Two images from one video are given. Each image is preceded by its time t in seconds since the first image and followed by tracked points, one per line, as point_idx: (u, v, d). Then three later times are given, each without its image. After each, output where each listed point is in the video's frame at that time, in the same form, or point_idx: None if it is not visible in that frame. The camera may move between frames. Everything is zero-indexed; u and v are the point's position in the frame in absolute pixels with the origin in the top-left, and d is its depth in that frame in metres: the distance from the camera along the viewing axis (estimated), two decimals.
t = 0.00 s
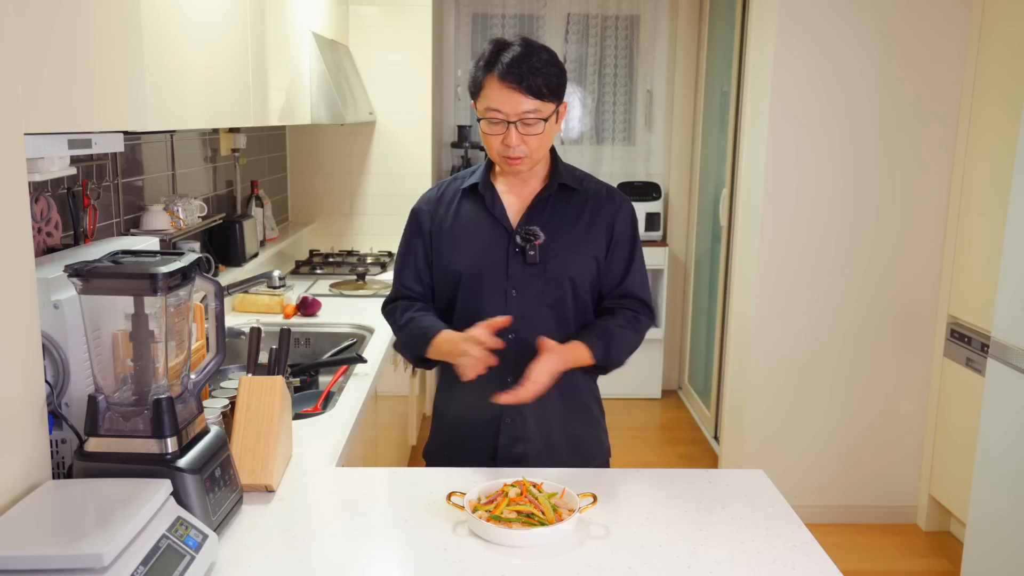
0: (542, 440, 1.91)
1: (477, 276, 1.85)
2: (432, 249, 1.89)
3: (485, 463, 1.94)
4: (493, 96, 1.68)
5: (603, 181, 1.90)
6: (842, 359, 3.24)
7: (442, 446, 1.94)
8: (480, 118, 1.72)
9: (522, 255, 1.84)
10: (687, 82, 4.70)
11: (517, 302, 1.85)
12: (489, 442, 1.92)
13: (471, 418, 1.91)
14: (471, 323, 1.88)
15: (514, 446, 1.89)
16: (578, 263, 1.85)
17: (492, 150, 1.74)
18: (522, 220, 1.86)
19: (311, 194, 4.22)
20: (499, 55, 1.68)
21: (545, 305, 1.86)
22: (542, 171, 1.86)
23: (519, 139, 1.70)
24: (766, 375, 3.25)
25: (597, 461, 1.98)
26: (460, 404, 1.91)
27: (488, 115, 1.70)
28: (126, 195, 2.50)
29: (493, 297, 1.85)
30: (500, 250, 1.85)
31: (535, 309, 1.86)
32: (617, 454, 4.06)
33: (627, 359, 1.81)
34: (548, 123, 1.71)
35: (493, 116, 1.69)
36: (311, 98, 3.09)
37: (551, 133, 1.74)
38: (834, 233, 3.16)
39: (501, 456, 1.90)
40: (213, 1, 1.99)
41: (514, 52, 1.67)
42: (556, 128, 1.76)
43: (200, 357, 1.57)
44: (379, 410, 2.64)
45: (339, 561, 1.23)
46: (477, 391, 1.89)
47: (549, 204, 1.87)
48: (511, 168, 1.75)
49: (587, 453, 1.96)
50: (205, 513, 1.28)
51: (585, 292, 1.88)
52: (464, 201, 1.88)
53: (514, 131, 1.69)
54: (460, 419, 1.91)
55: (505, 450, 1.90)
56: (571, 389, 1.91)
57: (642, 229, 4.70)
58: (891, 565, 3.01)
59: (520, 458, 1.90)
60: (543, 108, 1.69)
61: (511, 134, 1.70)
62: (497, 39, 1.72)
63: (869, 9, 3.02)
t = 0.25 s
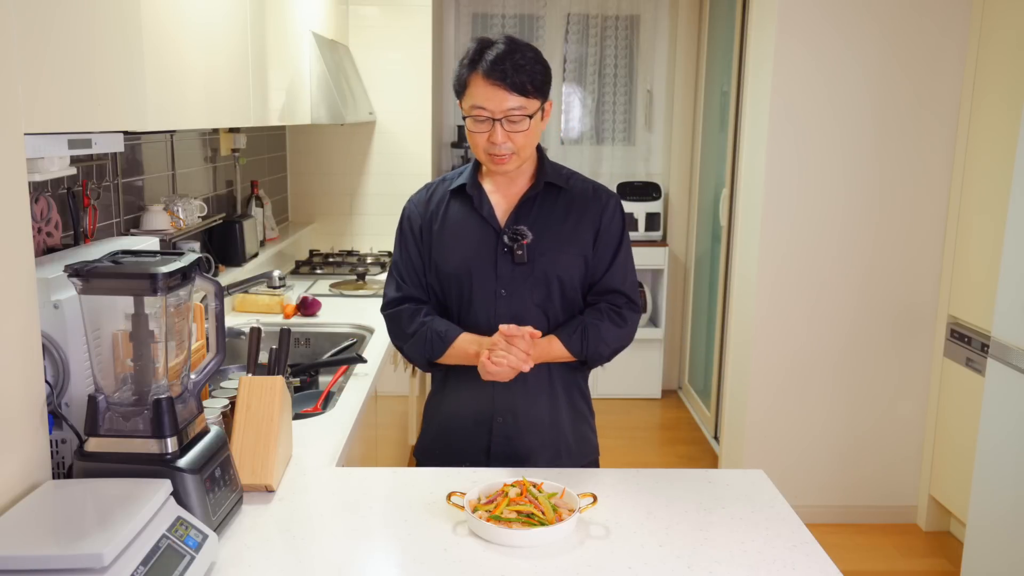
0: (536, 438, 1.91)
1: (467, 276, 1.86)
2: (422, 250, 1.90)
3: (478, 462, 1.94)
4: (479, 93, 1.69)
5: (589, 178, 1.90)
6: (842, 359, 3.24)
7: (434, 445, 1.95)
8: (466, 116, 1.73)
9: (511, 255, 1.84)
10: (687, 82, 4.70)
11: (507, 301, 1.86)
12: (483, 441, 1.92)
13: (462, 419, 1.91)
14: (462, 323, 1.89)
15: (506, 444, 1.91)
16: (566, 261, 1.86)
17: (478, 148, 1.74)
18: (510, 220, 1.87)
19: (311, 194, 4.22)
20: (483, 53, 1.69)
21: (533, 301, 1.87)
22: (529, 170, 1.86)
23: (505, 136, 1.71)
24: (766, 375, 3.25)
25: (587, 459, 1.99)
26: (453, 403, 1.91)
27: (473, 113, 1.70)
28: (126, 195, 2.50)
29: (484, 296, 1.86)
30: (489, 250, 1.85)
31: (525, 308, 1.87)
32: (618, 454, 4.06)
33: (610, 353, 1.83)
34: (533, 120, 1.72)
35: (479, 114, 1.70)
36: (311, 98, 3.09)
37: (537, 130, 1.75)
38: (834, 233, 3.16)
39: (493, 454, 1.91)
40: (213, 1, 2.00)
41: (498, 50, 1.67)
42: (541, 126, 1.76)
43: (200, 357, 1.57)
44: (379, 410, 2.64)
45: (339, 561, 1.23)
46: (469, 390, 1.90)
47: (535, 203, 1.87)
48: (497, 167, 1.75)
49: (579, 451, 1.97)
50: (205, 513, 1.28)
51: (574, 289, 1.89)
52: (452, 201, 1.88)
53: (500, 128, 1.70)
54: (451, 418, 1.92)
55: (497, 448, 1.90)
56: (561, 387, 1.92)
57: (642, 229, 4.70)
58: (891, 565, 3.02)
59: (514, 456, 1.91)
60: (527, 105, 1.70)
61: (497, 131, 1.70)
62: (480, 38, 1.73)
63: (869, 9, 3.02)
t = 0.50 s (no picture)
0: (536, 435, 1.91)
1: (462, 277, 1.85)
2: (414, 252, 1.89)
3: (478, 462, 1.93)
4: (471, 79, 1.71)
5: (578, 176, 1.91)
6: (843, 359, 3.24)
7: (431, 448, 1.94)
8: (458, 105, 1.74)
9: (505, 254, 1.84)
10: (687, 82, 4.71)
11: (502, 300, 1.86)
12: (482, 440, 1.91)
13: (460, 419, 1.91)
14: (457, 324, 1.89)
15: (505, 443, 1.91)
16: (559, 259, 1.86)
17: (470, 136, 1.75)
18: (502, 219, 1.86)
19: (311, 194, 4.22)
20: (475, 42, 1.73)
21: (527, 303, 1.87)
22: (520, 168, 1.87)
23: (497, 122, 1.72)
24: (766, 376, 3.25)
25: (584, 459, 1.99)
26: (450, 403, 1.91)
27: (465, 99, 1.72)
28: (126, 195, 2.50)
29: (478, 296, 1.86)
30: (483, 249, 1.85)
31: (519, 307, 1.87)
32: (618, 454, 4.06)
33: (605, 350, 1.84)
34: (525, 109, 1.74)
35: (472, 99, 1.71)
36: (311, 98, 3.09)
37: (529, 120, 1.76)
38: (834, 232, 3.16)
39: (493, 453, 1.91)
40: (213, 1, 2.00)
41: (491, 38, 1.71)
42: (533, 119, 1.78)
43: (200, 357, 1.57)
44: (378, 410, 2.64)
45: (339, 561, 1.23)
46: (466, 390, 1.90)
47: (527, 202, 1.87)
48: (489, 155, 1.76)
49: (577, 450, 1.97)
50: (205, 513, 1.28)
51: (568, 287, 1.89)
52: (443, 202, 1.87)
53: (492, 114, 1.71)
54: (448, 419, 1.91)
55: (496, 447, 1.90)
56: (558, 385, 1.92)
57: (642, 229, 4.70)
58: (891, 565, 3.02)
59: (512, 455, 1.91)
60: (520, 92, 1.72)
61: (490, 117, 1.72)
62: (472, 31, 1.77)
63: (869, 9, 3.02)
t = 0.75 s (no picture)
0: (537, 432, 1.91)
1: (461, 276, 1.85)
2: (412, 251, 1.88)
3: (477, 461, 1.93)
4: (469, 72, 1.74)
5: (573, 177, 1.92)
6: (842, 359, 3.24)
7: (428, 450, 1.93)
8: (455, 98, 1.77)
9: (504, 253, 1.84)
10: (687, 82, 4.71)
11: (501, 300, 1.85)
12: (482, 439, 1.91)
13: (460, 419, 1.90)
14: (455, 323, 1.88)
15: (506, 441, 1.90)
16: (558, 258, 1.86)
17: (467, 130, 1.77)
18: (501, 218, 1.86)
19: (311, 194, 4.22)
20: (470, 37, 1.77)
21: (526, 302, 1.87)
22: (516, 168, 1.88)
23: (494, 113, 1.74)
24: (766, 376, 3.25)
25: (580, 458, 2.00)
26: (449, 402, 1.90)
27: (462, 92, 1.75)
28: (126, 195, 2.50)
29: (478, 295, 1.85)
30: (482, 248, 1.85)
31: (518, 306, 1.87)
32: (618, 454, 4.06)
33: (603, 348, 1.84)
34: (521, 101, 1.76)
35: (469, 91, 1.74)
36: (311, 98, 3.09)
37: (525, 113, 1.79)
38: (834, 233, 3.16)
39: (493, 453, 1.90)
40: (213, 1, 2.00)
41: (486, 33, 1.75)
42: (528, 114, 1.80)
43: (200, 357, 1.57)
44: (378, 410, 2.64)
45: (339, 561, 1.23)
46: (466, 389, 1.89)
47: (524, 201, 1.87)
48: (487, 148, 1.77)
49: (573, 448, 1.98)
50: (205, 513, 1.28)
51: (566, 287, 1.89)
52: (441, 201, 1.87)
53: (489, 105, 1.74)
54: (447, 419, 1.90)
55: (497, 446, 1.90)
56: (555, 383, 1.93)
57: (642, 229, 4.70)
58: (891, 565, 3.02)
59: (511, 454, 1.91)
60: (515, 84, 1.75)
61: (486, 108, 1.74)
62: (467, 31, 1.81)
63: (869, 9, 3.02)
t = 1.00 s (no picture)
0: (533, 433, 1.91)
1: (457, 278, 1.84)
2: (408, 253, 1.88)
3: (473, 463, 1.92)
4: (477, 66, 1.74)
5: (568, 181, 1.93)
6: (842, 359, 3.24)
7: (424, 451, 1.92)
8: (459, 91, 1.76)
9: (501, 256, 1.84)
10: (687, 82, 4.71)
11: (497, 302, 1.85)
12: (477, 441, 1.90)
13: (457, 420, 1.89)
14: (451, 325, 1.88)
15: (502, 443, 1.90)
16: (553, 262, 1.87)
17: (467, 123, 1.76)
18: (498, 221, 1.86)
19: (311, 195, 4.22)
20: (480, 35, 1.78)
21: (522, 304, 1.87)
22: (512, 171, 1.88)
23: (497, 109, 1.74)
24: (766, 376, 3.25)
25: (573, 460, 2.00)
26: (446, 403, 1.89)
27: (467, 85, 1.75)
28: (126, 195, 2.50)
29: (474, 298, 1.85)
30: (478, 251, 1.85)
31: (513, 309, 1.87)
32: (618, 454, 4.06)
33: (597, 352, 1.86)
34: (524, 104, 1.77)
35: (475, 84, 1.74)
36: (311, 98, 3.09)
37: (526, 115, 1.79)
38: (834, 233, 3.16)
39: (490, 454, 1.90)
40: (213, 1, 2.00)
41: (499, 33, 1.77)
42: (529, 119, 1.81)
43: (200, 357, 1.57)
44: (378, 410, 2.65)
45: (339, 561, 1.23)
46: (464, 389, 1.89)
47: (520, 205, 1.88)
48: (485, 144, 1.76)
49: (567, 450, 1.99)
50: (205, 513, 1.28)
51: (560, 290, 1.90)
52: (437, 203, 1.87)
53: (493, 100, 1.74)
54: (443, 421, 1.90)
55: (494, 447, 1.90)
56: (550, 384, 1.94)
57: (642, 229, 4.70)
58: (891, 565, 3.02)
59: (507, 455, 1.91)
60: (520, 84, 1.76)
61: (490, 103, 1.74)
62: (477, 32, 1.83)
63: (869, 9, 3.02)
